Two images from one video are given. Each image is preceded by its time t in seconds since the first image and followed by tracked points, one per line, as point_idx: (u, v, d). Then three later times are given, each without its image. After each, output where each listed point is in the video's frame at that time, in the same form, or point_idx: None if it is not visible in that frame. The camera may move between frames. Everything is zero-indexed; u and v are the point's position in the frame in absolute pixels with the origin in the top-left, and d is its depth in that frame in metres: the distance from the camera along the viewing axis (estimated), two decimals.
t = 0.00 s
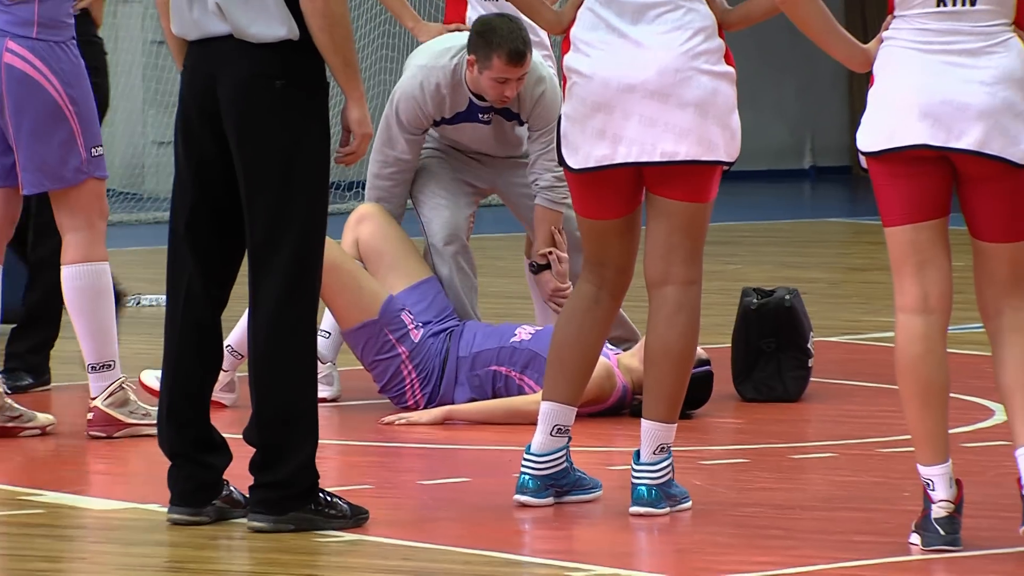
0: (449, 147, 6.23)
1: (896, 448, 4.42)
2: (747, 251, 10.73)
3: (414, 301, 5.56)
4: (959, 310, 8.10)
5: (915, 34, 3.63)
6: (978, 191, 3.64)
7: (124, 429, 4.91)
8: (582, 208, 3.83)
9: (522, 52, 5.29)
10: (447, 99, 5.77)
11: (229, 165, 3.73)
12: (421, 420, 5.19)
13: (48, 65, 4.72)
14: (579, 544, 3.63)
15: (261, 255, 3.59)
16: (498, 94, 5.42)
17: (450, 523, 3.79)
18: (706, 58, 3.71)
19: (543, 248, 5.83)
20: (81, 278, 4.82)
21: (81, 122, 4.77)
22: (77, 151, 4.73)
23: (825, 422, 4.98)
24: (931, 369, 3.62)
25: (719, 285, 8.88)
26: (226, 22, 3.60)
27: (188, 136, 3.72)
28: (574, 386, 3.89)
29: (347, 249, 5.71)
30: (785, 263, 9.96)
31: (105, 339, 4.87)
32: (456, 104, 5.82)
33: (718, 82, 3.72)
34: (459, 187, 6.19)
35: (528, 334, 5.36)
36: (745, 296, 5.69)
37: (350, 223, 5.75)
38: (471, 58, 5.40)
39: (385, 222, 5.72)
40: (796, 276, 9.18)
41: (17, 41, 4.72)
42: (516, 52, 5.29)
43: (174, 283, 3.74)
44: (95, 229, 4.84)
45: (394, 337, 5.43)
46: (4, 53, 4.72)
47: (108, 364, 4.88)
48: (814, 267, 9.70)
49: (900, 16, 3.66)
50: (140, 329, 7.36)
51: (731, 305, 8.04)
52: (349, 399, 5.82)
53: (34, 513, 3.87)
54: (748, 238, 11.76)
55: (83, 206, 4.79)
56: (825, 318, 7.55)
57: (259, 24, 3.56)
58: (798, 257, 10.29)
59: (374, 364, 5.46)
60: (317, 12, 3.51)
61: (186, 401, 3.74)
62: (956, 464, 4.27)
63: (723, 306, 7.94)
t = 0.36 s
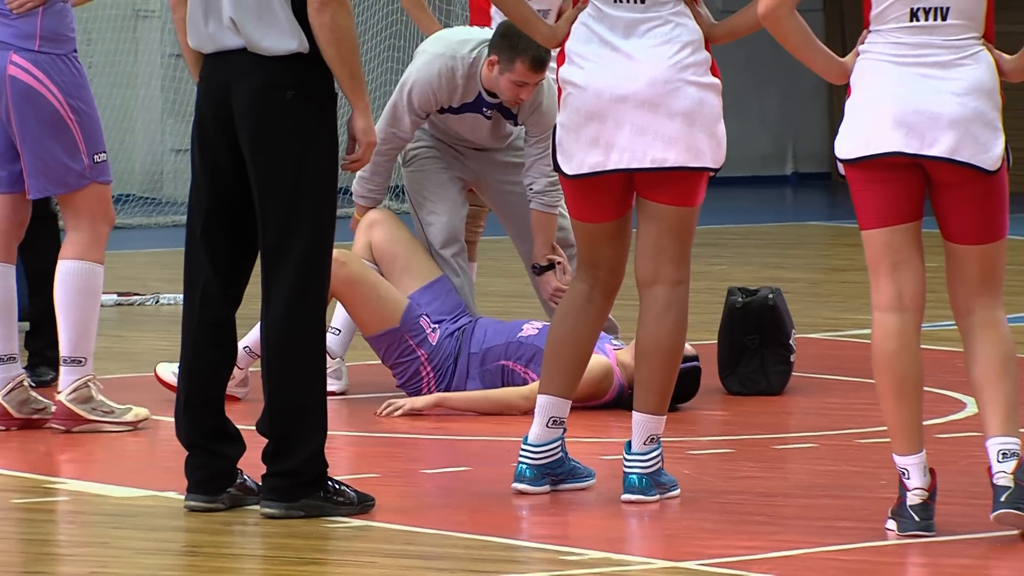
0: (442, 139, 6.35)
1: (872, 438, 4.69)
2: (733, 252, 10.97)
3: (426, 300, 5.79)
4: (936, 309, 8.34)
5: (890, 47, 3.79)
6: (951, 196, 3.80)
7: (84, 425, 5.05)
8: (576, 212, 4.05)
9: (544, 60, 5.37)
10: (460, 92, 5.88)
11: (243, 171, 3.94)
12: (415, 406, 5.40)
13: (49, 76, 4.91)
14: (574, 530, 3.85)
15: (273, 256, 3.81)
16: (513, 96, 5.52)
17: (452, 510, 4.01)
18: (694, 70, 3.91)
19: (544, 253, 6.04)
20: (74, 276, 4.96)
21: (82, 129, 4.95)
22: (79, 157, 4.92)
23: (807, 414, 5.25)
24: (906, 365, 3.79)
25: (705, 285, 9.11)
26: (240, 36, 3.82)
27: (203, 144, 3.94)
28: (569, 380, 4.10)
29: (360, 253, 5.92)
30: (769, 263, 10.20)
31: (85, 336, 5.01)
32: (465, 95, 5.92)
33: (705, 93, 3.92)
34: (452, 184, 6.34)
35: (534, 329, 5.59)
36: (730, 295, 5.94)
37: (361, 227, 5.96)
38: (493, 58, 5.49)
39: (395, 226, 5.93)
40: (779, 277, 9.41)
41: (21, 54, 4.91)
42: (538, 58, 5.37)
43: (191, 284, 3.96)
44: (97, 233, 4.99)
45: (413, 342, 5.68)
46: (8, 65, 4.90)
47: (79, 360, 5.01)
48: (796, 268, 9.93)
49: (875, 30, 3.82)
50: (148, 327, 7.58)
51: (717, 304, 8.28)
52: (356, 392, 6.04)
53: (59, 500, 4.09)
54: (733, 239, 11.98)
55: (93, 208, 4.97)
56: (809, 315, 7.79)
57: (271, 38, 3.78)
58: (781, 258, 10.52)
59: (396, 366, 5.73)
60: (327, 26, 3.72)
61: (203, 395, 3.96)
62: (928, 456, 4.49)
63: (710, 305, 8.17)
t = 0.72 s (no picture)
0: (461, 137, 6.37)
1: (861, 434, 4.84)
2: (726, 253, 11.12)
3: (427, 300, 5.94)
4: (923, 308, 8.49)
5: (875, 55, 3.89)
6: (937, 199, 3.90)
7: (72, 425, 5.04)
8: (574, 215, 4.19)
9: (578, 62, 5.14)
10: (501, 83, 5.79)
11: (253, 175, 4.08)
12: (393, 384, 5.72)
13: (65, 82, 5.03)
14: (572, 522, 3.99)
15: (281, 256, 3.96)
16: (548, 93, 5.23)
17: (454, 502, 4.15)
18: (688, 76, 4.06)
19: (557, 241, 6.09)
20: (71, 279, 5.05)
21: (97, 137, 5.08)
22: (95, 163, 5.05)
23: (796, 410, 5.39)
24: (892, 362, 3.90)
25: (697, 285, 9.26)
26: (249, 45, 3.96)
27: (214, 149, 4.08)
28: (567, 375, 4.25)
29: (363, 254, 6.08)
30: (760, 264, 10.35)
31: (78, 335, 5.06)
32: (503, 88, 5.86)
33: (699, 99, 4.07)
34: (470, 183, 6.42)
35: (530, 331, 5.77)
36: (722, 295, 6.06)
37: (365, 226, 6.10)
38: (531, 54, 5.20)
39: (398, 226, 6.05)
40: (771, 277, 9.56)
41: (39, 63, 5.03)
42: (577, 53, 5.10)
43: (202, 283, 4.10)
44: (94, 237, 5.09)
45: (414, 344, 5.87)
46: (27, 73, 5.02)
47: (71, 359, 5.04)
48: (787, 269, 10.07)
49: (861, 39, 3.92)
50: (155, 325, 7.73)
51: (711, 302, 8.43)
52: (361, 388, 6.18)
53: (75, 493, 4.23)
54: (724, 241, 12.12)
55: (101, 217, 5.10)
56: (800, 314, 7.94)
57: (279, 46, 3.92)
58: (772, 259, 10.66)
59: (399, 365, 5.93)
60: (334, 35, 3.86)
61: (214, 392, 4.10)
62: (913, 450, 4.65)
63: (703, 304, 8.31)
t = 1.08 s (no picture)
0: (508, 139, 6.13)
1: (858, 434, 4.87)
2: (725, 254, 11.14)
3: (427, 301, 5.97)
4: (920, 308, 8.52)
5: (872, 58, 3.92)
6: (933, 201, 3.93)
7: (75, 427, 5.07)
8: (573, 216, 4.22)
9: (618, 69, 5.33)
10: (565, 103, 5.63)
11: (255, 177, 4.12)
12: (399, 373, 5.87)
13: (74, 82, 5.03)
14: (572, 520, 4.02)
15: (283, 257, 3.99)
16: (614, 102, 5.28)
17: (455, 501, 4.18)
18: (686, 79, 4.09)
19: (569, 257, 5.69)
20: (58, 282, 5.05)
21: (104, 139, 5.08)
22: (100, 165, 5.05)
23: (794, 410, 5.42)
24: (889, 363, 3.94)
25: (696, 285, 9.30)
26: (250, 47, 3.99)
27: (216, 150, 4.11)
28: (567, 376, 4.28)
29: (363, 255, 6.10)
30: (758, 265, 10.38)
31: (70, 340, 5.07)
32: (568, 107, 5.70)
33: (697, 101, 4.10)
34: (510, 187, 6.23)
35: (525, 332, 5.82)
36: (722, 296, 6.09)
37: (365, 228, 6.10)
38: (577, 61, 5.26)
39: (398, 230, 6.06)
40: (768, 278, 9.59)
41: (51, 63, 5.05)
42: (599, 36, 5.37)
43: (204, 284, 4.14)
44: (81, 239, 5.07)
45: (419, 350, 5.88)
46: (39, 72, 5.05)
47: (68, 364, 5.06)
48: (786, 269, 10.10)
49: (858, 41, 3.95)
50: (158, 325, 7.76)
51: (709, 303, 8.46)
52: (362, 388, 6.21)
53: (78, 491, 4.26)
54: (724, 242, 12.15)
55: (88, 219, 5.09)
56: (798, 314, 7.97)
57: (280, 48, 3.95)
58: (770, 260, 10.70)
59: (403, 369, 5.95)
60: (336, 38, 3.89)
61: (216, 391, 4.13)
62: (910, 449, 4.68)
63: (702, 304, 8.35)
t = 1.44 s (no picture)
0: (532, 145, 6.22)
1: (857, 434, 4.87)
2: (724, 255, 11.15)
3: (427, 303, 5.97)
4: (920, 308, 8.53)
5: (873, 59, 3.92)
6: (934, 201, 3.93)
7: (74, 428, 5.06)
8: (574, 216, 4.22)
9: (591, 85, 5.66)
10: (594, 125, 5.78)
11: (254, 177, 4.12)
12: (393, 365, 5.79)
13: (79, 82, 5.04)
14: (571, 521, 4.02)
15: (283, 257, 3.99)
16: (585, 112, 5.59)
17: (454, 502, 4.18)
18: (686, 80, 4.09)
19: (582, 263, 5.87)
20: (59, 286, 5.04)
21: (108, 140, 5.08)
22: (104, 165, 5.04)
23: (794, 410, 5.42)
24: (889, 363, 3.94)
25: (696, 285, 9.31)
26: (250, 48, 3.99)
27: (216, 151, 4.11)
28: (566, 376, 4.28)
29: (358, 255, 6.06)
30: (757, 265, 10.38)
31: (72, 344, 5.07)
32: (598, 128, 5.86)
33: (696, 102, 4.10)
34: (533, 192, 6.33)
35: (523, 335, 5.84)
36: (722, 296, 6.10)
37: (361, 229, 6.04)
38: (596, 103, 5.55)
39: (394, 232, 6.01)
40: (768, 279, 9.60)
41: (54, 63, 5.05)
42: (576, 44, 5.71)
43: (204, 285, 4.14)
44: (84, 243, 5.07)
45: (420, 355, 5.89)
46: (42, 73, 5.04)
47: (69, 368, 5.06)
48: (786, 269, 10.11)
49: (859, 42, 3.95)
50: (157, 326, 7.76)
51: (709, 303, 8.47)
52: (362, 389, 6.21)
53: (77, 492, 4.26)
54: (724, 242, 12.16)
55: (91, 224, 5.08)
56: (797, 315, 7.97)
57: (279, 49, 3.95)
58: (769, 260, 10.70)
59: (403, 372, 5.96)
60: (335, 39, 3.89)
61: (216, 390, 4.13)
62: (909, 450, 4.68)
63: (703, 305, 8.36)
